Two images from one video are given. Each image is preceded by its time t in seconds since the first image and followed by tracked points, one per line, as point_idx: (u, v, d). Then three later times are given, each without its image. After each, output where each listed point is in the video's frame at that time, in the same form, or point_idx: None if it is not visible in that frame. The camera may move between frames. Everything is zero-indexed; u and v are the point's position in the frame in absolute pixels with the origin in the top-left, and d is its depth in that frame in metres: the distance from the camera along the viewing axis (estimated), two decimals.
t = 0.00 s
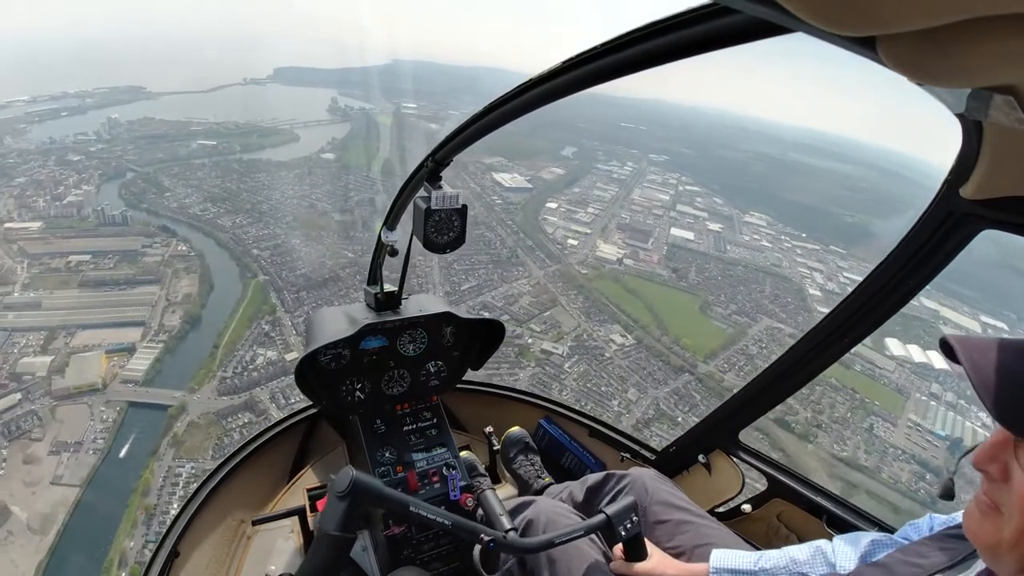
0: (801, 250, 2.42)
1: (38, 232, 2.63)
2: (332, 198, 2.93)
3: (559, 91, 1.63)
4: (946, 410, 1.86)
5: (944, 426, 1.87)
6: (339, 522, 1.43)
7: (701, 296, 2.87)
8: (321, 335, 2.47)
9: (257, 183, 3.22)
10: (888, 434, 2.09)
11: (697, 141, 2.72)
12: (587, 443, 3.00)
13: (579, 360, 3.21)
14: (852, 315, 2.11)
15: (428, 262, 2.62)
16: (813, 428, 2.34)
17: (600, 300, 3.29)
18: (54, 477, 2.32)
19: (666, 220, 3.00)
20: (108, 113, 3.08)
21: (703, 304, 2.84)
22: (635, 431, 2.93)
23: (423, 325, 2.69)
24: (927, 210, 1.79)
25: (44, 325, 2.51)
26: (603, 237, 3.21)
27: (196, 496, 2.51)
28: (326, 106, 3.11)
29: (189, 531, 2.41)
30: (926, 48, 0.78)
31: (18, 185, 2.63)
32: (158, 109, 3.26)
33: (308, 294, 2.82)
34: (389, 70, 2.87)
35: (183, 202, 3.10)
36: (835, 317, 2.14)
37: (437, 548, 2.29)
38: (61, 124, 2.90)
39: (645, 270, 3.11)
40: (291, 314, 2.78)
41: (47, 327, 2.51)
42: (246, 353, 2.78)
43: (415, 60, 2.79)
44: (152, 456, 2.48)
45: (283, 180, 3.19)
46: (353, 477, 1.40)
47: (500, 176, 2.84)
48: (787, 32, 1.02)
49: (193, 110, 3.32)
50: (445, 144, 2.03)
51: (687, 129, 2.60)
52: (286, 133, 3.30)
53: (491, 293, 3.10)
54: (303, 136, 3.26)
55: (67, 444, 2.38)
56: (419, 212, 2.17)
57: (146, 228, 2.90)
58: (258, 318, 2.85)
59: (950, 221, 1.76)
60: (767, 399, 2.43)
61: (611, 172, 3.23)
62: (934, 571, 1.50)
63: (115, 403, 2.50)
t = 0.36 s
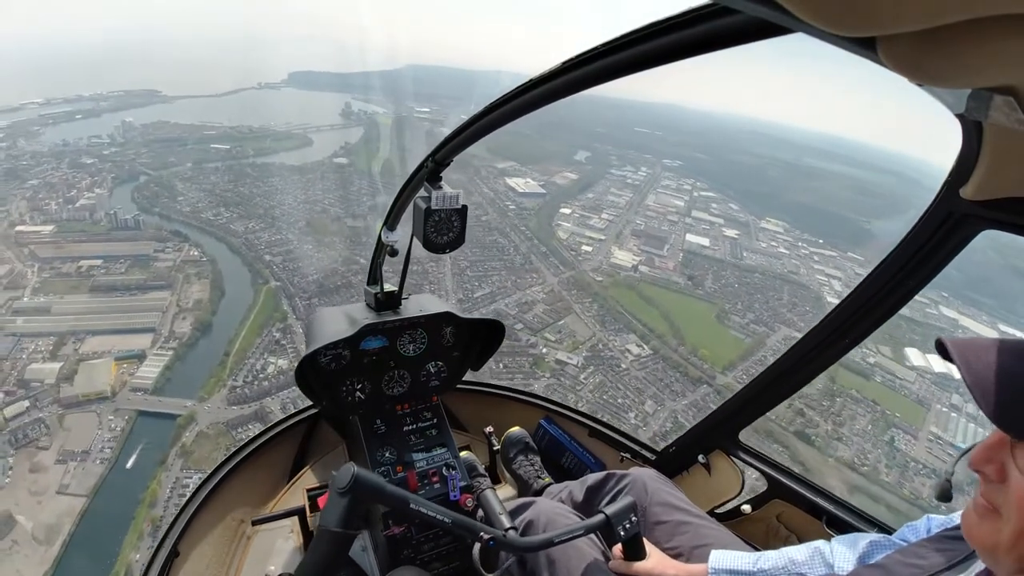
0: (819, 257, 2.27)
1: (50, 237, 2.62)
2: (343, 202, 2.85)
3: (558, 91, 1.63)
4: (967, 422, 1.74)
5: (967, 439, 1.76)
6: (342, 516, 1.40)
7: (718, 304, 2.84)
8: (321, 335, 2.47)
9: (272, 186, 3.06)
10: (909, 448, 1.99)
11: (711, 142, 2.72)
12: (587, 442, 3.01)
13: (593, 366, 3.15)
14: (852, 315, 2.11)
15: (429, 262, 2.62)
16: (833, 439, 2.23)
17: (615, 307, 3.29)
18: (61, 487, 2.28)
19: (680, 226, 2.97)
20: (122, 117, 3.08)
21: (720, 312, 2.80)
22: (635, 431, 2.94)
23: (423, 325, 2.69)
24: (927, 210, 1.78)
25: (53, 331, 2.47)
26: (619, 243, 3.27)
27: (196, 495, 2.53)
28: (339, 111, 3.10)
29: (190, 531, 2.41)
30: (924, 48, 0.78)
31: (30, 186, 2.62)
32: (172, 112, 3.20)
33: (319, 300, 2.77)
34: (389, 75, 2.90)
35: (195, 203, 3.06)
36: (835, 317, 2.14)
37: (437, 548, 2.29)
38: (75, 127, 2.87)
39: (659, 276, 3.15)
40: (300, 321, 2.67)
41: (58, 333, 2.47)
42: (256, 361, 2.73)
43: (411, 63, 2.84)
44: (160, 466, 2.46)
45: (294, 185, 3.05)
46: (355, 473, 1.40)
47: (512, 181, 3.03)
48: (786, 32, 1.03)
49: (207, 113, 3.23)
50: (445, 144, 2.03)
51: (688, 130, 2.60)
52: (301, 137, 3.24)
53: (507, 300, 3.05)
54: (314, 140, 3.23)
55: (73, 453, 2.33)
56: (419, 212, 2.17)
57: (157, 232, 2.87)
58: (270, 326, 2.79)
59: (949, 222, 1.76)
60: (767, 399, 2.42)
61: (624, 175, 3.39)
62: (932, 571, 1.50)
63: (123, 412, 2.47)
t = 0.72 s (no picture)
0: (824, 263, 2.23)
1: (45, 248, 2.58)
2: (344, 210, 2.82)
3: (558, 91, 1.63)
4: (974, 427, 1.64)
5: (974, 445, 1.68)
6: (342, 513, 1.41)
7: (724, 313, 2.73)
8: (321, 335, 2.47)
9: (271, 195, 3.05)
10: (920, 458, 1.91)
11: (718, 151, 2.68)
12: (587, 442, 3.01)
13: (600, 378, 3.08)
14: (852, 315, 2.11)
15: (429, 263, 2.62)
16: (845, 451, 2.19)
17: (620, 320, 3.08)
18: (55, 506, 2.24)
19: (684, 233, 2.92)
20: (120, 123, 3.05)
21: (727, 321, 2.70)
22: (635, 431, 2.94)
23: (423, 325, 2.69)
24: (927, 210, 1.78)
25: (48, 343, 2.45)
26: (622, 249, 3.08)
27: (196, 495, 2.53)
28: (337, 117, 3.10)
29: (189, 532, 2.42)
30: (922, 48, 0.79)
31: (28, 195, 2.57)
32: (168, 118, 3.21)
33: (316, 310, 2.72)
34: (390, 80, 2.90)
35: (192, 212, 3.03)
36: (835, 316, 2.13)
37: (437, 548, 2.29)
38: (73, 133, 2.87)
39: (663, 286, 2.97)
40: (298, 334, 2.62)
41: (53, 345, 2.45)
42: (254, 375, 2.72)
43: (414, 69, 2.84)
44: (155, 487, 2.43)
45: (295, 192, 3.01)
46: (355, 469, 1.41)
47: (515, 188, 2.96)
48: (786, 32, 1.03)
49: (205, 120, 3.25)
50: (445, 144, 2.03)
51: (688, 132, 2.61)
52: (300, 143, 3.20)
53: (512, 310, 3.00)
54: (316, 146, 3.18)
55: (68, 471, 2.30)
56: (419, 212, 2.18)
57: (157, 242, 2.82)
58: (268, 338, 2.75)
59: (950, 222, 1.76)
60: (767, 399, 2.42)
61: (626, 182, 3.15)
62: (930, 572, 1.50)
63: (118, 428, 2.43)
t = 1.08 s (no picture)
0: (821, 272, 2.20)
1: (32, 256, 2.57)
2: (338, 219, 2.82)
3: (557, 91, 1.62)
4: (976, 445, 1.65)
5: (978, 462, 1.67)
6: (353, 507, 1.39)
7: (724, 325, 2.58)
8: (321, 335, 2.47)
9: (262, 203, 3.07)
10: (922, 471, 1.90)
11: (711, 156, 2.63)
12: (587, 443, 3.02)
13: (598, 393, 3.02)
14: (851, 315, 2.10)
15: (429, 264, 2.62)
16: (848, 466, 2.15)
17: (616, 330, 2.99)
18: (40, 525, 2.18)
19: (681, 242, 2.79)
20: (112, 129, 3.05)
21: (726, 332, 2.56)
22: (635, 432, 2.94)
23: (423, 326, 2.69)
24: (927, 210, 1.78)
25: (34, 354, 2.40)
26: (619, 258, 3.01)
27: (196, 495, 2.55)
28: (332, 124, 3.07)
29: (189, 533, 2.43)
30: (921, 49, 0.79)
31: (17, 201, 2.61)
32: (160, 123, 3.22)
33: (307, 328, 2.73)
34: (390, 87, 2.91)
35: (183, 221, 2.99)
36: (835, 317, 2.13)
37: (438, 548, 2.29)
38: (64, 138, 2.90)
39: (662, 297, 2.85)
40: (292, 345, 2.64)
41: (40, 356, 2.40)
42: (243, 391, 2.70)
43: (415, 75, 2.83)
44: (142, 505, 2.34)
45: (288, 200, 3.04)
46: (365, 462, 1.41)
47: (508, 197, 2.99)
48: (787, 32, 1.03)
49: (196, 127, 3.27)
50: (445, 144, 2.03)
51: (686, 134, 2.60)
52: (292, 150, 3.21)
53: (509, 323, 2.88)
54: (309, 153, 3.18)
55: (53, 488, 2.23)
56: (419, 212, 2.18)
57: (145, 250, 2.78)
58: (258, 352, 2.72)
59: (950, 221, 1.76)
60: (767, 399, 2.42)
61: (621, 190, 3.13)
62: (929, 572, 1.50)
63: (104, 445, 2.34)
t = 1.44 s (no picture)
0: (838, 284, 2.12)
1: (43, 249, 2.59)
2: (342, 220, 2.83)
3: (557, 91, 1.62)
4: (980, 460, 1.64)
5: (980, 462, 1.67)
6: (349, 509, 1.40)
7: (739, 337, 2.55)
8: (321, 335, 2.47)
9: (274, 204, 3.03)
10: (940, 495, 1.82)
11: (725, 164, 2.65)
12: (586, 442, 3.02)
13: (611, 406, 3.00)
14: (851, 316, 2.10)
15: (429, 264, 2.62)
16: (866, 486, 2.13)
17: (631, 337, 3.05)
18: (40, 529, 2.20)
19: (694, 249, 2.82)
20: (124, 126, 3.04)
21: (741, 343, 2.52)
22: (635, 432, 2.94)
23: (423, 325, 2.69)
24: (927, 210, 1.78)
25: (39, 353, 2.42)
26: (632, 264, 3.06)
27: (196, 495, 2.53)
28: (345, 125, 3.02)
29: (189, 533, 2.42)
30: (921, 48, 0.78)
31: (27, 197, 2.60)
32: (173, 122, 3.21)
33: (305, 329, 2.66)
34: (391, 89, 2.91)
35: (194, 219, 3.01)
36: (836, 317, 2.13)
37: (437, 547, 2.30)
38: (79, 134, 2.89)
39: (676, 305, 2.89)
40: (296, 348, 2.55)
41: (43, 357, 2.42)
42: (249, 396, 2.74)
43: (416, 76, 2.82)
44: (144, 512, 2.36)
45: (299, 202, 3.03)
46: (362, 465, 1.40)
47: (522, 202, 3.06)
48: (786, 32, 1.03)
49: (209, 126, 3.27)
50: (445, 144, 2.03)
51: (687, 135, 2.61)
52: (305, 151, 3.23)
53: (520, 330, 3.02)
54: (320, 154, 3.18)
55: (54, 492, 2.25)
56: (419, 212, 2.18)
57: (155, 249, 2.81)
58: (267, 354, 2.74)
59: (949, 221, 1.76)
60: (767, 399, 2.42)
61: (635, 197, 3.11)
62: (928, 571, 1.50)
63: (108, 446, 2.40)
